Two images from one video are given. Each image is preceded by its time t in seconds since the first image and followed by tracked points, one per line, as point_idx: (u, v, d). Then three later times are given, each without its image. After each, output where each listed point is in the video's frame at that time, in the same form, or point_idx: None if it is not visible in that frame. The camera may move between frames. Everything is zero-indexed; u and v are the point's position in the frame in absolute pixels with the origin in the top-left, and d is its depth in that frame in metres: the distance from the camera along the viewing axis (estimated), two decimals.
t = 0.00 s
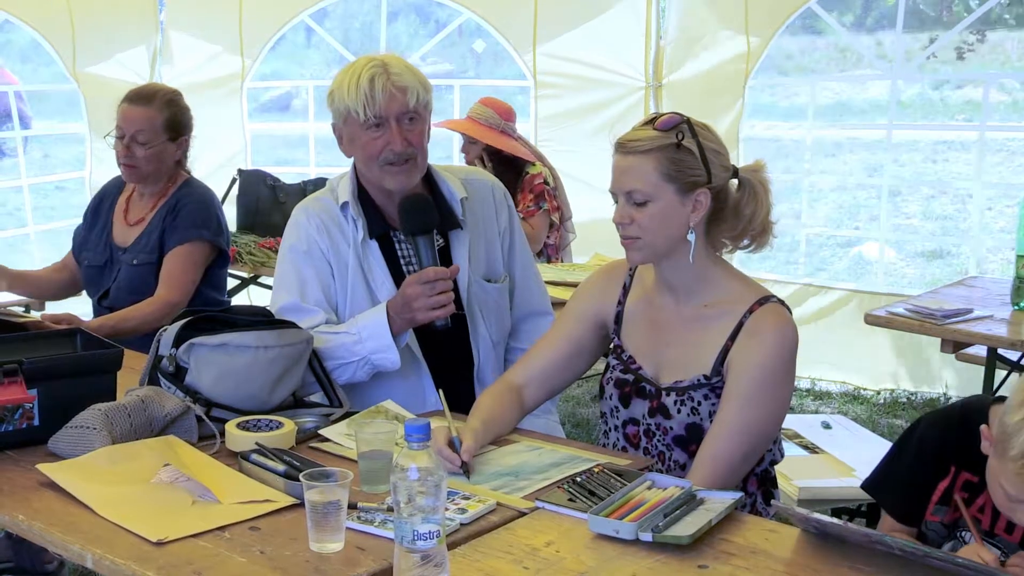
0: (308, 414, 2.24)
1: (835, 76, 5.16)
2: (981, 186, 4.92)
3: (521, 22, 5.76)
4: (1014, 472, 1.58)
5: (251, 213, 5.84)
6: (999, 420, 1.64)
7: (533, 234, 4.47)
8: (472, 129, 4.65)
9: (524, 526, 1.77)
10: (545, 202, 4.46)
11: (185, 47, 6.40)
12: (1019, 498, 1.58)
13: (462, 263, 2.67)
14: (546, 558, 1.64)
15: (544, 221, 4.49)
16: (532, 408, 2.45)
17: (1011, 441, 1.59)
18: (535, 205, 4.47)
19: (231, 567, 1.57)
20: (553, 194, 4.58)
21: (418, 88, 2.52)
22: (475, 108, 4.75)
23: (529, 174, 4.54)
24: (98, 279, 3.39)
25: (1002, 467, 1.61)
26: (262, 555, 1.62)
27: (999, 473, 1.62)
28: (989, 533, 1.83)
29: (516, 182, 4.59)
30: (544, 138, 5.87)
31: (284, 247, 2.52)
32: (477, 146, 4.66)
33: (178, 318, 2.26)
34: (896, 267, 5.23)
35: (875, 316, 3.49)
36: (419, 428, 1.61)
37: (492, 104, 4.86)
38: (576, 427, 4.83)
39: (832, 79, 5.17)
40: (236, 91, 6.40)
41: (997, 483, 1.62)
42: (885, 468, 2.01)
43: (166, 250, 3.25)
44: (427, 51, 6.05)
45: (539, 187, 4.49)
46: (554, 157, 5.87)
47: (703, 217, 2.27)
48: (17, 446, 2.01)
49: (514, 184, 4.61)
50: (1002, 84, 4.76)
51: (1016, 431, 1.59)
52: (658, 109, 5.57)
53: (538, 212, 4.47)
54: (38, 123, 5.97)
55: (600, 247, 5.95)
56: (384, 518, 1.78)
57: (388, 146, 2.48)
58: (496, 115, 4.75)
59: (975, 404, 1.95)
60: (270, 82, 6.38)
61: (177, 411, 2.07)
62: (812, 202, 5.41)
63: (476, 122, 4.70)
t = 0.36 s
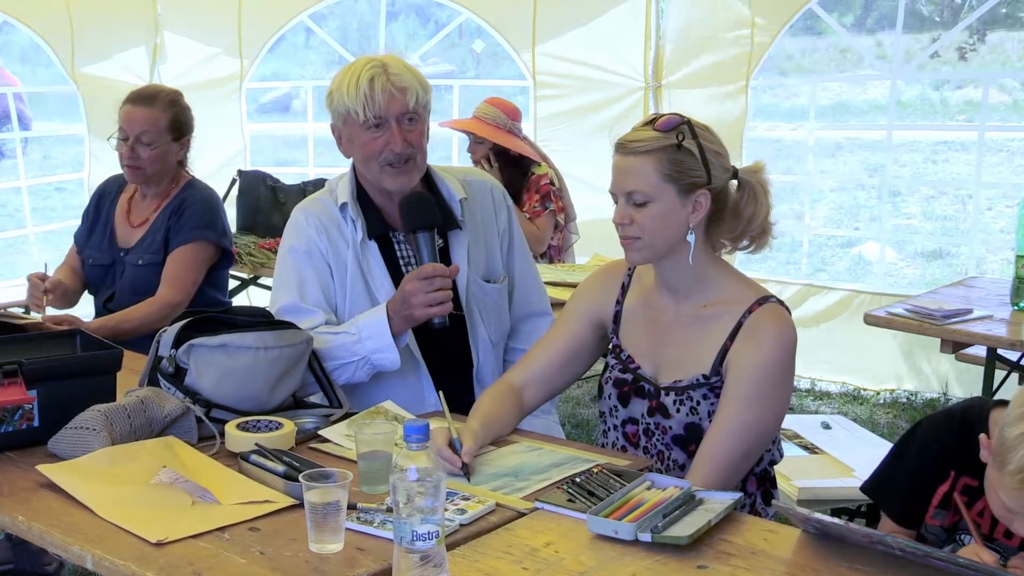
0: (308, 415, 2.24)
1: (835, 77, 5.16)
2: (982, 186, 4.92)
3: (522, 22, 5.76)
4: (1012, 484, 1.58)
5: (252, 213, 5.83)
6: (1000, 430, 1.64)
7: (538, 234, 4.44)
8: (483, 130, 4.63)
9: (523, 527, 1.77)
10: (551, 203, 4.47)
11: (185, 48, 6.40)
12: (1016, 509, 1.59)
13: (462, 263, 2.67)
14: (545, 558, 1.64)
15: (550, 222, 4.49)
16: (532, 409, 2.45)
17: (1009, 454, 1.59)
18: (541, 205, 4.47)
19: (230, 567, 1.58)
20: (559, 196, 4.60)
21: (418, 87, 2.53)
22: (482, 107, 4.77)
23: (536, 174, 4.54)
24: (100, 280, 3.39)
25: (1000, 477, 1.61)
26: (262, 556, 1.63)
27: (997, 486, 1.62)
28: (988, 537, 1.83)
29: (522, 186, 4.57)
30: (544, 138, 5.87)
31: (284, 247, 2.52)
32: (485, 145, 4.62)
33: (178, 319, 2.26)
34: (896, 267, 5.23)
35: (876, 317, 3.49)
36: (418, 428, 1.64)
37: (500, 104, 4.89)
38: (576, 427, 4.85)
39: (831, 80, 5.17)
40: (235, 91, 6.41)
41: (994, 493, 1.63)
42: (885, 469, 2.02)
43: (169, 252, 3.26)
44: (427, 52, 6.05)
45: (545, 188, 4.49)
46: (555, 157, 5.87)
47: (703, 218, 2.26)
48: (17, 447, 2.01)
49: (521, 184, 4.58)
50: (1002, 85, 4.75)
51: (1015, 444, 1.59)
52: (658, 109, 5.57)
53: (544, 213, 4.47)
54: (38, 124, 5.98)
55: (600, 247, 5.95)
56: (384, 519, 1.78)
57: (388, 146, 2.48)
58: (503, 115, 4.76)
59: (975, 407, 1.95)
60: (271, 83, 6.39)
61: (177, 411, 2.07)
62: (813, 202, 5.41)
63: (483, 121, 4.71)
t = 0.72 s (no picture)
0: (307, 416, 2.24)
1: (835, 77, 5.16)
2: (981, 186, 4.92)
3: (521, 24, 5.76)
4: (1005, 488, 1.58)
5: (251, 214, 5.83)
6: (993, 434, 1.64)
7: (538, 237, 4.45)
8: (480, 132, 4.61)
9: (522, 528, 1.78)
10: (551, 206, 4.46)
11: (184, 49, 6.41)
12: (1010, 513, 1.58)
13: (461, 264, 2.67)
14: (544, 559, 1.64)
15: (550, 225, 4.48)
16: (531, 409, 2.45)
17: (1002, 459, 1.59)
18: (540, 208, 4.47)
19: (229, 569, 1.58)
20: (559, 198, 4.58)
21: (418, 89, 2.52)
22: (481, 109, 4.76)
23: (536, 176, 4.54)
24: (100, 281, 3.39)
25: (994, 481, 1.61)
26: (261, 557, 1.63)
27: (993, 490, 1.62)
28: (986, 538, 1.83)
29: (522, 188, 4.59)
30: (544, 139, 5.88)
31: (284, 249, 2.52)
32: (485, 147, 4.58)
33: (177, 320, 2.26)
34: (896, 267, 5.22)
35: (875, 317, 3.49)
36: (417, 429, 1.64)
37: (499, 104, 4.86)
38: (576, 428, 4.85)
39: (832, 81, 5.17)
40: (234, 92, 6.42)
41: (990, 498, 1.63)
42: (883, 470, 2.02)
43: (170, 253, 3.26)
44: (427, 52, 6.06)
45: (545, 190, 4.49)
46: (554, 158, 5.87)
47: (702, 218, 2.26)
48: (16, 449, 2.01)
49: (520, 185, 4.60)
50: (1002, 85, 4.74)
51: (1006, 450, 1.58)
52: (658, 109, 5.56)
53: (544, 216, 4.47)
54: (37, 125, 5.96)
55: (600, 248, 5.95)
56: (383, 520, 1.79)
57: (390, 149, 2.48)
58: (501, 116, 4.74)
59: (974, 407, 1.95)
60: (271, 84, 6.40)
61: (176, 413, 2.07)
62: (813, 202, 5.40)
63: (482, 123, 4.70)
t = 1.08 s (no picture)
0: (306, 417, 2.24)
1: (833, 78, 5.16)
2: (980, 186, 4.91)
3: (521, 25, 5.76)
4: (1008, 489, 1.57)
5: (250, 215, 5.83)
6: (996, 435, 1.63)
7: (543, 239, 4.47)
8: (479, 135, 4.59)
9: (521, 529, 1.78)
10: (555, 207, 4.49)
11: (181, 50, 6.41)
12: (1012, 514, 1.58)
13: (462, 266, 2.67)
14: (543, 560, 1.64)
15: (553, 226, 4.53)
16: (531, 410, 2.45)
17: (1006, 461, 1.59)
18: (544, 210, 4.49)
19: (228, 570, 1.58)
20: (560, 199, 4.61)
21: (426, 94, 2.53)
22: (479, 113, 4.69)
23: (537, 178, 4.56)
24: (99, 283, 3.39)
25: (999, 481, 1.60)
26: (260, 558, 1.63)
27: (995, 490, 1.62)
28: (986, 539, 1.83)
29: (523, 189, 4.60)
30: (543, 140, 5.88)
31: (284, 250, 2.52)
32: (486, 150, 4.59)
33: (176, 321, 2.25)
34: (895, 267, 5.22)
35: (873, 318, 3.49)
36: (416, 430, 1.64)
37: (495, 107, 4.80)
38: (576, 429, 4.85)
39: (831, 81, 5.17)
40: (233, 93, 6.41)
41: (992, 498, 1.63)
42: (881, 471, 2.02)
43: (168, 254, 3.25)
44: (426, 53, 6.06)
45: (548, 192, 4.50)
46: (552, 159, 5.88)
47: (699, 218, 2.26)
48: (15, 450, 2.01)
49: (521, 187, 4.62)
50: (1001, 85, 4.74)
51: (1011, 451, 1.58)
52: (656, 110, 5.56)
53: (548, 217, 4.50)
54: (36, 127, 5.95)
55: (600, 249, 5.94)
56: (381, 521, 1.79)
57: (396, 153, 2.48)
58: (501, 119, 4.69)
59: (976, 408, 1.95)
60: (270, 84, 6.40)
61: (175, 414, 2.07)
62: (812, 203, 5.40)
63: (483, 127, 4.65)
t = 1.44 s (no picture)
0: (305, 417, 2.24)
1: (832, 78, 5.17)
2: (979, 187, 4.92)
3: (520, 25, 5.76)
4: (1013, 493, 1.58)
5: (249, 215, 5.84)
6: (1002, 439, 1.63)
7: (549, 239, 4.50)
8: (484, 137, 4.55)
9: (521, 529, 1.78)
10: (561, 208, 4.50)
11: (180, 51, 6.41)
12: (1014, 517, 1.59)
13: (462, 267, 2.67)
14: (542, 560, 1.64)
15: (560, 227, 4.55)
16: (530, 411, 2.45)
17: (1011, 466, 1.59)
18: (551, 211, 4.50)
19: (228, 570, 1.58)
20: (565, 198, 4.61)
21: (427, 95, 2.53)
22: (482, 115, 4.67)
23: (541, 179, 4.56)
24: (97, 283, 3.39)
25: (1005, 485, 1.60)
26: (259, 558, 1.63)
27: (998, 493, 1.62)
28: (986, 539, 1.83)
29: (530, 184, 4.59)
30: (542, 141, 5.89)
31: (284, 250, 2.52)
32: (494, 152, 4.56)
33: (175, 321, 2.25)
34: (893, 268, 5.23)
35: (872, 319, 3.50)
36: (416, 430, 1.62)
37: (497, 108, 4.77)
38: (575, 429, 4.86)
39: (830, 82, 5.17)
40: (231, 95, 6.41)
41: (994, 500, 1.63)
42: (881, 468, 2.02)
43: (165, 255, 3.25)
44: (425, 53, 6.07)
45: (553, 192, 4.51)
46: (551, 159, 5.89)
47: (676, 229, 2.27)
48: (13, 451, 2.01)
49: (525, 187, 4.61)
50: (998, 86, 4.75)
51: (1017, 455, 1.58)
52: (655, 111, 5.57)
53: (554, 218, 4.52)
54: (35, 127, 5.96)
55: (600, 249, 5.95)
56: (381, 521, 1.79)
57: (397, 152, 2.48)
58: (504, 120, 4.68)
59: (981, 409, 1.95)
60: (269, 85, 6.39)
61: (174, 414, 2.07)
62: (811, 204, 5.41)
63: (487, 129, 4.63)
